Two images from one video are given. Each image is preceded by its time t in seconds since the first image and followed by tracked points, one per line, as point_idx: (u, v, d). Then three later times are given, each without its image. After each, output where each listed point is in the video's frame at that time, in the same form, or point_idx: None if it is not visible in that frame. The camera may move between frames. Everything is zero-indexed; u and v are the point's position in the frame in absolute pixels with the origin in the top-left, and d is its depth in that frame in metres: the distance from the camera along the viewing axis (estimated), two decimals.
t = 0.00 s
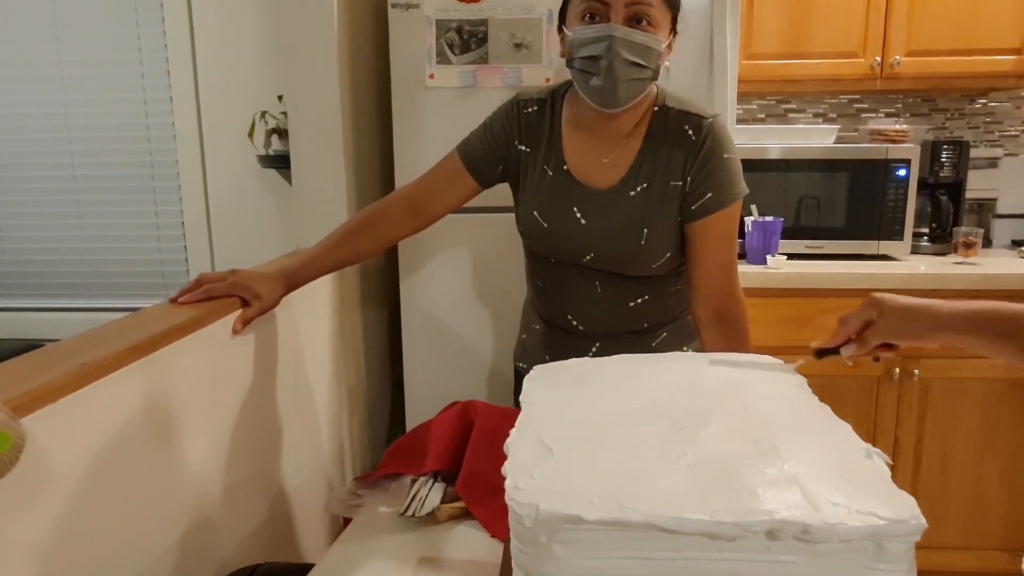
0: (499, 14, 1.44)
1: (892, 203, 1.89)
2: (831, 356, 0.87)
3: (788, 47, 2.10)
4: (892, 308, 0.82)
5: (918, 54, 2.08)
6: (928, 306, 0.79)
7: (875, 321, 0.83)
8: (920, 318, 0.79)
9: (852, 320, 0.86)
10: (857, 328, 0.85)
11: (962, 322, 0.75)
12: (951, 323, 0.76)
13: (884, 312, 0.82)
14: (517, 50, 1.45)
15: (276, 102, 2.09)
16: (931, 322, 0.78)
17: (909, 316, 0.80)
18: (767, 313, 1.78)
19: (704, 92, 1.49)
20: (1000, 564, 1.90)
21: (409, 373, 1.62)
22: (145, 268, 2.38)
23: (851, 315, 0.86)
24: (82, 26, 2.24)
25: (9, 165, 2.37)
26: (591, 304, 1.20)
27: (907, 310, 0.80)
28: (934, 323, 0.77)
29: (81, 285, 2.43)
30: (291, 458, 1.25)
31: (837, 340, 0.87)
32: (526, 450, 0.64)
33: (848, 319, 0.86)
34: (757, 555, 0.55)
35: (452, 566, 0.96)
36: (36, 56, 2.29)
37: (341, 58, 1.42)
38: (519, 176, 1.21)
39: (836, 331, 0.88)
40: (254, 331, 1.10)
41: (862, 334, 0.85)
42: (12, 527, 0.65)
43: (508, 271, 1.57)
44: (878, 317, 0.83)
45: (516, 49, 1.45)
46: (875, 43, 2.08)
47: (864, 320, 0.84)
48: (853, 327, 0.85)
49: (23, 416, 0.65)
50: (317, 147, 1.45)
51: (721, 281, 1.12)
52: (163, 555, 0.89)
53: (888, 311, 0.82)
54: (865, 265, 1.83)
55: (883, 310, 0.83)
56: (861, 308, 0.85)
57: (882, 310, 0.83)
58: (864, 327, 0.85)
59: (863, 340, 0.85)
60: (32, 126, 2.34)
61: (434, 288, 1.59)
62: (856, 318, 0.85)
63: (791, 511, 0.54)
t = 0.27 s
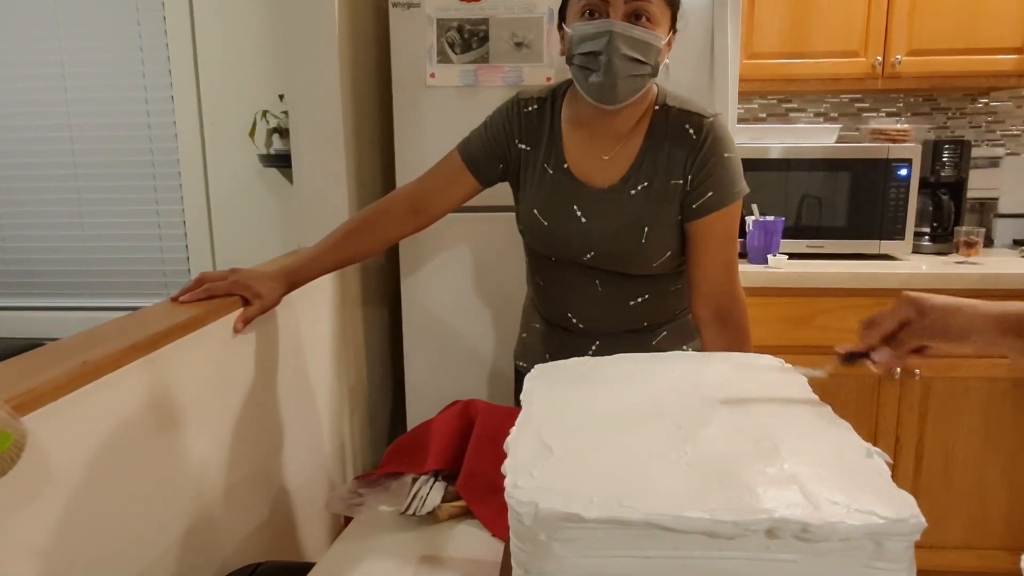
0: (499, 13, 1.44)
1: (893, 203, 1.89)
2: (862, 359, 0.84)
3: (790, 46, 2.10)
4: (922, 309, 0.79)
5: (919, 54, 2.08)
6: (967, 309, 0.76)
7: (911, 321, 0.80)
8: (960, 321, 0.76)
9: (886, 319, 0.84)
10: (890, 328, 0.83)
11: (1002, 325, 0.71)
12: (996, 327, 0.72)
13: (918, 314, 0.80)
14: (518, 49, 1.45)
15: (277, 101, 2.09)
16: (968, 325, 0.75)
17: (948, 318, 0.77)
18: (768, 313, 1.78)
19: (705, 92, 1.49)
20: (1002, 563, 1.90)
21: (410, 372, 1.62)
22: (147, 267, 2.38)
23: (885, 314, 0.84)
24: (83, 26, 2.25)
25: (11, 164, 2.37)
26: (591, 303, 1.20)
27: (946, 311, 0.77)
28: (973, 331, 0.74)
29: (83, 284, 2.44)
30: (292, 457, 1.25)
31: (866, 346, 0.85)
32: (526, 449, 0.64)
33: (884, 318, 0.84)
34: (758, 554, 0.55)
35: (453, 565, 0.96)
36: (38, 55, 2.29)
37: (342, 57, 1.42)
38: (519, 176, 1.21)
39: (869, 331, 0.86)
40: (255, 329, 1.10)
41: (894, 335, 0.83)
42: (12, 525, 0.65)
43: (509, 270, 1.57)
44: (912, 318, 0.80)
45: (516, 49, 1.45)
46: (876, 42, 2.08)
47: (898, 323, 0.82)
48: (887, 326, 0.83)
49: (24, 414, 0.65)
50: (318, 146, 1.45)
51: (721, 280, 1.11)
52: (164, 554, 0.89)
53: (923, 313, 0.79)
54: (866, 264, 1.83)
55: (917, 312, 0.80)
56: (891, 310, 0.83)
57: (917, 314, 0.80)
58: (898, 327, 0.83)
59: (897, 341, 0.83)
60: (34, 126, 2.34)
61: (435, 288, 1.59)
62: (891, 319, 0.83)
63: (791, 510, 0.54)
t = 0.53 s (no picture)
0: (501, 12, 1.44)
1: (894, 201, 1.89)
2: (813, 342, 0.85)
3: (791, 45, 2.10)
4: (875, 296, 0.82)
5: (920, 53, 2.08)
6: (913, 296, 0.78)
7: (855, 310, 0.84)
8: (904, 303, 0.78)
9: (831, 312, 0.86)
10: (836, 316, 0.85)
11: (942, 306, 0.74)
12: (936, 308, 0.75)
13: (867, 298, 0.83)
14: (519, 48, 1.45)
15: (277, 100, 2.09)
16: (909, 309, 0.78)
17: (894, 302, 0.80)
18: (769, 312, 1.78)
19: (706, 90, 1.49)
20: (1003, 563, 1.90)
21: (411, 371, 1.62)
22: (147, 266, 2.38)
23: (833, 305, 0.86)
24: (84, 25, 2.24)
25: (11, 164, 2.37)
26: (592, 301, 1.20)
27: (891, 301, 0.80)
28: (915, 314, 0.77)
29: (84, 283, 2.44)
30: (293, 455, 1.25)
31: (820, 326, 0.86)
32: (528, 448, 0.64)
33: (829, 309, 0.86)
34: (761, 552, 0.55)
35: (453, 564, 0.96)
36: (38, 54, 2.29)
37: (342, 56, 1.42)
38: (521, 174, 1.20)
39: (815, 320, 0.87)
40: (256, 328, 1.10)
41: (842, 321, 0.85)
42: (13, 524, 0.65)
43: (510, 269, 1.57)
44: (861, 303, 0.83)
45: (517, 47, 1.45)
46: (877, 41, 2.08)
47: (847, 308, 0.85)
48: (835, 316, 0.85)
49: (24, 412, 0.65)
50: (318, 145, 1.45)
51: (721, 276, 1.12)
52: (165, 553, 0.89)
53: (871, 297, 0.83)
54: (868, 263, 1.83)
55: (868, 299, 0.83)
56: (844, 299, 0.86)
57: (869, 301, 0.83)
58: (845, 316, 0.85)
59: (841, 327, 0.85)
60: (34, 125, 2.34)
61: (436, 287, 1.59)
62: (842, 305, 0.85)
63: (794, 508, 0.54)
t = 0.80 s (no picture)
0: (502, 11, 1.43)
1: (896, 201, 1.88)
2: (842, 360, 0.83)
3: (793, 44, 2.09)
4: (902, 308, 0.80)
5: (921, 53, 2.08)
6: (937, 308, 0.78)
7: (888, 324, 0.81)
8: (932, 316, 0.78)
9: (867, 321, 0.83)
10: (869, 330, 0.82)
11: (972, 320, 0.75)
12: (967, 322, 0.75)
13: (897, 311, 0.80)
14: (521, 47, 1.45)
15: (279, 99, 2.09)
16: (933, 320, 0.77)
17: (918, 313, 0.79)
18: (771, 311, 1.77)
19: (708, 89, 1.49)
20: (1006, 563, 1.89)
21: (412, 371, 1.62)
22: (148, 265, 2.38)
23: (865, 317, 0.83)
24: (85, 24, 2.24)
25: (13, 163, 2.38)
26: (596, 301, 1.20)
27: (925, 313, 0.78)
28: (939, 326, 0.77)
29: (85, 282, 2.44)
30: (295, 455, 1.25)
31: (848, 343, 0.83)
32: (532, 448, 0.64)
33: (862, 320, 0.84)
34: (765, 552, 0.54)
35: (456, 563, 0.96)
36: (39, 54, 2.29)
37: (344, 55, 1.42)
38: (524, 173, 1.20)
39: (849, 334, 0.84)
40: (258, 328, 1.10)
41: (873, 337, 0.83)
42: (15, 523, 0.65)
43: (511, 268, 1.57)
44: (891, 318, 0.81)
45: (519, 46, 1.45)
46: (879, 41, 2.08)
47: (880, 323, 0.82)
48: (867, 329, 0.83)
49: (26, 412, 0.65)
50: (320, 144, 1.45)
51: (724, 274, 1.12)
52: (167, 553, 0.89)
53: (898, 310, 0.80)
54: (870, 263, 1.83)
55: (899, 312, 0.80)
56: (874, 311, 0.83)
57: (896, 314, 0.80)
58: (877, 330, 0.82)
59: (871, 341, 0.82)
60: (35, 124, 2.34)
61: (437, 286, 1.58)
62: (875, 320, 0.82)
63: (799, 507, 0.54)
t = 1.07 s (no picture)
0: (502, 11, 1.43)
1: (897, 201, 1.88)
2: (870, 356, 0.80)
3: (793, 44, 2.09)
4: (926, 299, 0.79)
5: (922, 52, 2.08)
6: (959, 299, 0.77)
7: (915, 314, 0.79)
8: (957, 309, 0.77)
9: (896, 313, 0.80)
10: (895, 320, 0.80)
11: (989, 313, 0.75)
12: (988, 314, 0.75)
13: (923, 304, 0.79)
14: (521, 47, 1.45)
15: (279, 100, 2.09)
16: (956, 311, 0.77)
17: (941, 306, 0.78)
18: (771, 311, 1.77)
19: (708, 89, 1.49)
20: (1007, 563, 1.89)
21: (412, 371, 1.62)
22: (148, 265, 2.38)
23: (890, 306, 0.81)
24: (85, 24, 2.25)
25: (12, 163, 2.38)
26: (600, 301, 1.20)
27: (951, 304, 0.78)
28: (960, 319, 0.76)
29: (85, 283, 2.44)
30: (295, 455, 1.25)
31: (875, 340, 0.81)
32: (533, 448, 0.64)
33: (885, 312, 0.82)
34: (767, 551, 0.54)
35: (456, 564, 0.96)
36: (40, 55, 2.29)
37: (344, 55, 1.42)
38: (526, 173, 1.20)
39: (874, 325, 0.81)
40: (258, 328, 1.10)
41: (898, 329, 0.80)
42: (16, 523, 0.65)
43: (511, 268, 1.57)
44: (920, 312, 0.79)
45: (519, 46, 1.45)
46: (879, 41, 2.08)
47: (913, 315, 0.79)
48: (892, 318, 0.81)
49: (27, 412, 0.65)
50: (320, 144, 1.45)
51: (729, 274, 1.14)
52: (167, 553, 0.89)
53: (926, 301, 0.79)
54: (870, 263, 1.83)
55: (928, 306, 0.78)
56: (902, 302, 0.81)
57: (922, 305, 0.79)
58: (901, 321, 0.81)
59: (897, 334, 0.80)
60: (35, 124, 2.34)
61: (437, 286, 1.58)
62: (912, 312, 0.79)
63: (800, 507, 0.54)
